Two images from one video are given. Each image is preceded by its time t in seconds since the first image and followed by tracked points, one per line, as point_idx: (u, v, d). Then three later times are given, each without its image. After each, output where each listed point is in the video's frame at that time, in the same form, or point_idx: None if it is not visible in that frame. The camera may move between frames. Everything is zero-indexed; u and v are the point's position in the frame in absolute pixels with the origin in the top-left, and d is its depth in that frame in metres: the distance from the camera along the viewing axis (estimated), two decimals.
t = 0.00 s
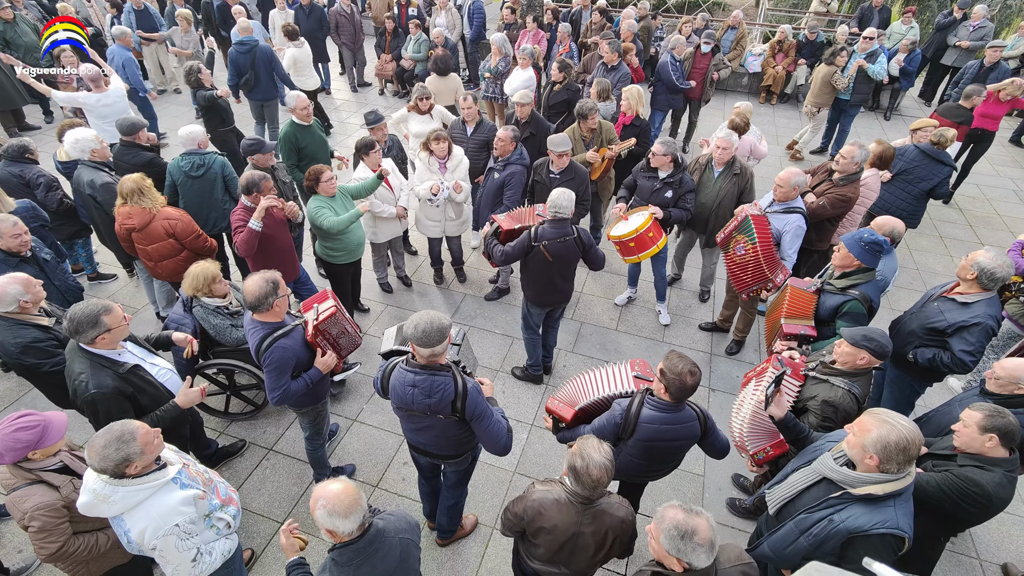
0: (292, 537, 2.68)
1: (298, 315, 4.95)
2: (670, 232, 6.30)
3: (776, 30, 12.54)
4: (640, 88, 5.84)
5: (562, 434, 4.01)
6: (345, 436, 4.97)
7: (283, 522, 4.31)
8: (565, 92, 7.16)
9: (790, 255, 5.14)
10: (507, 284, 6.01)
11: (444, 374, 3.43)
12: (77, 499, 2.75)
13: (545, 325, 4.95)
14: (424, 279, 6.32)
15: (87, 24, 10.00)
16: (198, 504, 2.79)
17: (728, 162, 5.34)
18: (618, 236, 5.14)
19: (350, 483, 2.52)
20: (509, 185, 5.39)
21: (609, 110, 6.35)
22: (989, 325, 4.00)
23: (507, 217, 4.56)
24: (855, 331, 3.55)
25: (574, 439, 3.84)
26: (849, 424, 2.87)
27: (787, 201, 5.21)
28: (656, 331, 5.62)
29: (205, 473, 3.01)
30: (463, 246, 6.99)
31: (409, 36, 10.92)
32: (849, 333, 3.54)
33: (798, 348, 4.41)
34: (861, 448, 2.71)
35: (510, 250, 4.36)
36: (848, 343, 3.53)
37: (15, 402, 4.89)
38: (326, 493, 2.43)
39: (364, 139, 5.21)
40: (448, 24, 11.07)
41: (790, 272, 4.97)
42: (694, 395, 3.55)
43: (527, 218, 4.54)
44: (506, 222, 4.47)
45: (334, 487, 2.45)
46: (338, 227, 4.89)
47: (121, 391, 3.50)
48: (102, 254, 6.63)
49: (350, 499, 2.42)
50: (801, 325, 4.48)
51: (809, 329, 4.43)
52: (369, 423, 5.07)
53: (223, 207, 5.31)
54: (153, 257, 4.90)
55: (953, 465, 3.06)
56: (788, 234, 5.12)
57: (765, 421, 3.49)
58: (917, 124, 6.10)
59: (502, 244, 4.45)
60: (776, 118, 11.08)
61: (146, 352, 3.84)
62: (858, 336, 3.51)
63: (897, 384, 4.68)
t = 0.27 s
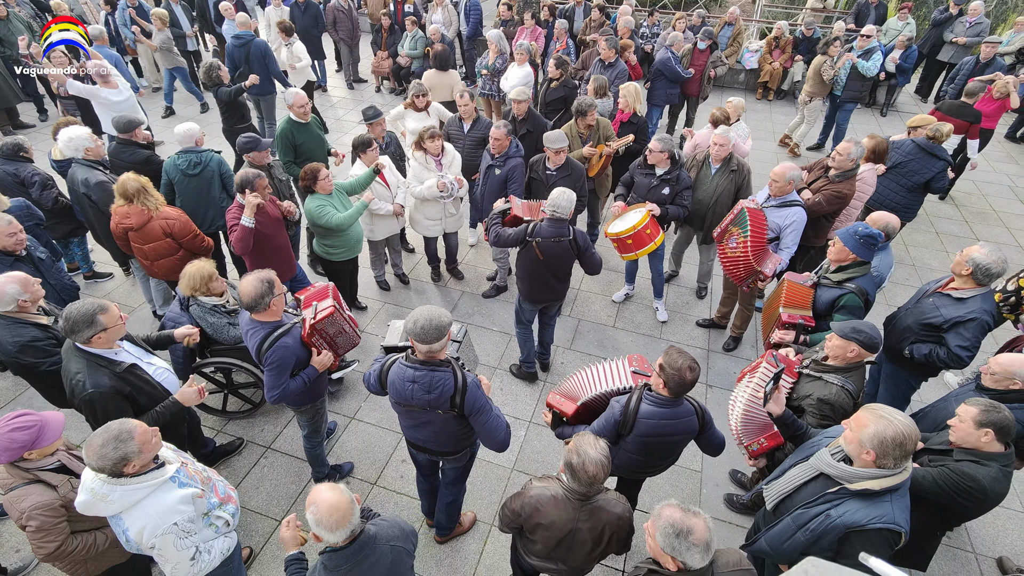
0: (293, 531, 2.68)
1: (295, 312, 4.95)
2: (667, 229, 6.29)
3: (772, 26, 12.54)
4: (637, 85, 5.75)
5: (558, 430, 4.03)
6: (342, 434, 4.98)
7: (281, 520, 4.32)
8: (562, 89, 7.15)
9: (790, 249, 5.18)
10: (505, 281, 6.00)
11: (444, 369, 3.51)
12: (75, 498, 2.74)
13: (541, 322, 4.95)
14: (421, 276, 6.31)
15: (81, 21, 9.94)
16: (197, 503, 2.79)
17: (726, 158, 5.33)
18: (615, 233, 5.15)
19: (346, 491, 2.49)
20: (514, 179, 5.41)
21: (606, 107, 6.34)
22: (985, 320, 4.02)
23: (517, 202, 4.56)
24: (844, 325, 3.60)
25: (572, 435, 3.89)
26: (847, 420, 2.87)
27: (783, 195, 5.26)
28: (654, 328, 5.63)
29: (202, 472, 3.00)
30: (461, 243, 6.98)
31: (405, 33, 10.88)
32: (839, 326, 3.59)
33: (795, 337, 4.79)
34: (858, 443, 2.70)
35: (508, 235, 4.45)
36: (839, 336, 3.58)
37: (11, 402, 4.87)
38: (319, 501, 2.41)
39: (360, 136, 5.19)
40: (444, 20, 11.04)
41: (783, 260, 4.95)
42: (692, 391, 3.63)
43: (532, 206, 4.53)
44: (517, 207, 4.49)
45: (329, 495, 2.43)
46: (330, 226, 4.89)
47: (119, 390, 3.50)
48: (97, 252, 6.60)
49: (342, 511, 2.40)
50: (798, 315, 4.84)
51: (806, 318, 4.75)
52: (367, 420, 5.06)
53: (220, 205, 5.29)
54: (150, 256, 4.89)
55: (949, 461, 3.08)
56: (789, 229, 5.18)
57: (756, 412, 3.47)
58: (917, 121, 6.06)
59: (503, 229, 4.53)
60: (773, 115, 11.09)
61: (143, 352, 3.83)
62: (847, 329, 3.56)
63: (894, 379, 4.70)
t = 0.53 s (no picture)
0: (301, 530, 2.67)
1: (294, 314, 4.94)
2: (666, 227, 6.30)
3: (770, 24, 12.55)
4: (636, 83, 5.75)
5: (556, 417, 4.02)
6: (341, 433, 4.99)
7: (281, 518, 4.33)
8: (559, 86, 7.14)
9: (791, 243, 5.23)
10: (503, 278, 5.99)
11: (444, 366, 3.47)
12: (72, 497, 2.74)
13: (539, 320, 4.94)
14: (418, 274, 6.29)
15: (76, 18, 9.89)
16: (195, 503, 2.78)
17: (723, 156, 5.35)
18: (613, 231, 5.16)
19: (348, 497, 2.47)
20: (520, 172, 5.35)
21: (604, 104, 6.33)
22: (982, 317, 4.03)
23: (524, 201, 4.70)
24: (839, 319, 3.64)
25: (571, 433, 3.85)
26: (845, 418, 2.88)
27: (781, 190, 5.28)
28: (653, 326, 5.62)
29: (201, 471, 2.96)
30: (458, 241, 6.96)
31: (403, 30, 10.86)
32: (834, 321, 3.64)
33: (792, 328, 4.79)
34: (856, 441, 2.71)
35: (505, 230, 4.66)
36: (834, 330, 3.62)
37: (6, 402, 4.85)
38: (319, 504, 2.39)
39: (357, 134, 5.18)
40: (442, 18, 11.03)
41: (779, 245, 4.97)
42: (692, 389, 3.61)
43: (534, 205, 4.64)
44: (520, 204, 4.64)
45: (330, 500, 2.41)
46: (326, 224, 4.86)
47: (115, 390, 3.49)
48: (95, 251, 6.57)
49: (340, 519, 2.39)
50: (796, 308, 4.86)
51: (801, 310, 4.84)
52: (365, 419, 5.04)
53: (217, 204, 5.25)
54: (149, 255, 4.88)
55: (946, 457, 3.09)
56: (790, 222, 5.21)
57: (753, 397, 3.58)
58: (925, 115, 6.07)
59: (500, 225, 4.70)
60: (771, 112, 11.09)
61: (139, 352, 3.80)
62: (842, 323, 3.61)
63: (890, 376, 4.71)
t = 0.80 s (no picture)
0: None
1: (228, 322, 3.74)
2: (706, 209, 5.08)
3: None
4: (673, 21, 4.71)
5: (564, 435, 2.99)
6: (290, 475, 3.87)
7: None
8: (572, 27, 5.86)
9: (871, 228, 3.97)
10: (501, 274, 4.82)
11: (427, 391, 2.65)
12: None
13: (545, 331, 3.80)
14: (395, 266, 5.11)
15: None
16: (104, 563, 2.18)
17: (784, 115, 4.15)
18: (640, 213, 3.98)
19: (311, 546, 1.99)
20: (524, 134, 4.30)
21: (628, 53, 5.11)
22: None
23: (518, 180, 3.63)
24: (928, 324, 2.97)
25: (587, 467, 2.82)
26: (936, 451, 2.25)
27: (858, 160, 4.05)
28: (690, 336, 4.46)
29: (114, 522, 2.35)
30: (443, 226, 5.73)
31: None
32: (922, 326, 2.97)
33: (873, 337, 3.61)
34: (954, 483, 2.09)
35: (493, 217, 3.52)
36: (922, 337, 2.94)
37: None
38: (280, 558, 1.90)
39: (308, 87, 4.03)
40: None
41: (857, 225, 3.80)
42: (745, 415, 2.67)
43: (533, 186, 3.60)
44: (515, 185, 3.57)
45: (290, 554, 1.92)
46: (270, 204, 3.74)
47: None
48: None
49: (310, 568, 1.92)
50: (875, 309, 3.70)
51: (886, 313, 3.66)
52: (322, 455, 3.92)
53: (132, 178, 4.08)
54: (43, 245, 3.72)
55: None
56: (873, 199, 3.99)
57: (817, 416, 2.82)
58: None
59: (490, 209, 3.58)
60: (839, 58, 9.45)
61: (28, 370, 2.94)
62: (932, 328, 2.94)
63: (995, 399, 3.49)
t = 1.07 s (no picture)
0: None
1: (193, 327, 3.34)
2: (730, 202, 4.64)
3: None
4: None
5: (574, 429, 2.56)
6: (265, 497, 3.41)
7: None
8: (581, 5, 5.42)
9: (916, 220, 3.55)
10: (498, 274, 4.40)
11: (418, 405, 2.25)
12: None
13: (551, 341, 3.39)
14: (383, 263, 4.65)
15: None
16: None
17: (817, 96, 3.72)
18: (655, 205, 3.56)
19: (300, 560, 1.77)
20: (522, 119, 3.90)
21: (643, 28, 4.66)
22: None
23: (503, 180, 3.17)
24: (972, 325, 2.62)
25: (592, 473, 2.45)
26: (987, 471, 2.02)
27: (902, 147, 3.59)
28: (712, 341, 4.05)
29: (65, 549, 2.04)
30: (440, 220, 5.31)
31: None
32: (965, 327, 2.62)
33: (922, 341, 3.11)
34: (1007, 507, 1.87)
35: (484, 224, 3.01)
36: (967, 340, 2.57)
37: None
38: None
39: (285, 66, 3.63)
40: None
41: (894, 217, 3.39)
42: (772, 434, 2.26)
43: (521, 183, 3.16)
44: (500, 187, 3.12)
45: None
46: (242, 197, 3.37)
47: None
48: None
49: None
50: (925, 310, 3.17)
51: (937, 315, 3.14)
52: (301, 476, 3.53)
53: (89, 165, 3.65)
54: None
55: None
56: (915, 189, 3.56)
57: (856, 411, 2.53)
58: None
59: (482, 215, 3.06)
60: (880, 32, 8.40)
61: None
62: (976, 329, 2.58)
63: None
